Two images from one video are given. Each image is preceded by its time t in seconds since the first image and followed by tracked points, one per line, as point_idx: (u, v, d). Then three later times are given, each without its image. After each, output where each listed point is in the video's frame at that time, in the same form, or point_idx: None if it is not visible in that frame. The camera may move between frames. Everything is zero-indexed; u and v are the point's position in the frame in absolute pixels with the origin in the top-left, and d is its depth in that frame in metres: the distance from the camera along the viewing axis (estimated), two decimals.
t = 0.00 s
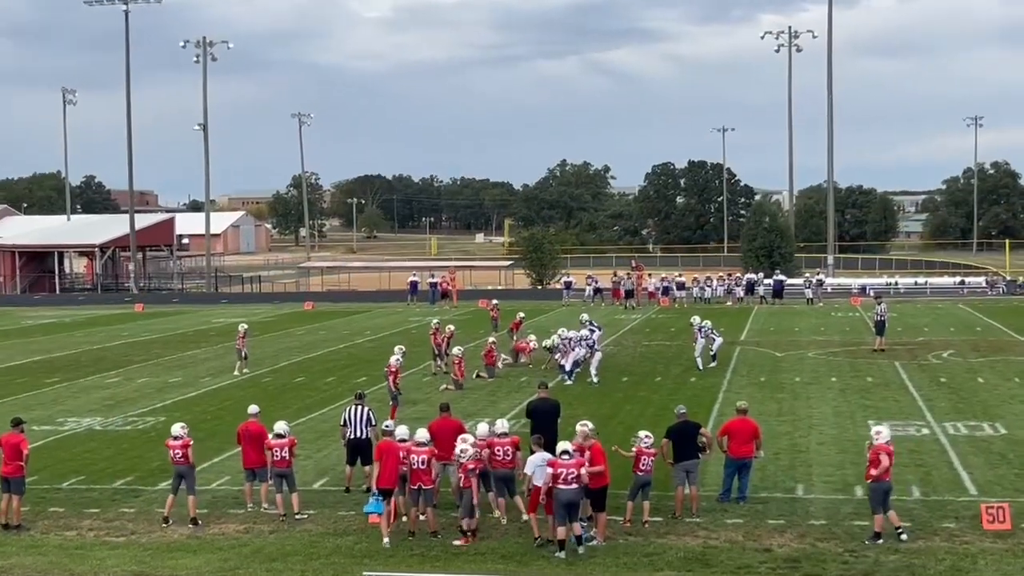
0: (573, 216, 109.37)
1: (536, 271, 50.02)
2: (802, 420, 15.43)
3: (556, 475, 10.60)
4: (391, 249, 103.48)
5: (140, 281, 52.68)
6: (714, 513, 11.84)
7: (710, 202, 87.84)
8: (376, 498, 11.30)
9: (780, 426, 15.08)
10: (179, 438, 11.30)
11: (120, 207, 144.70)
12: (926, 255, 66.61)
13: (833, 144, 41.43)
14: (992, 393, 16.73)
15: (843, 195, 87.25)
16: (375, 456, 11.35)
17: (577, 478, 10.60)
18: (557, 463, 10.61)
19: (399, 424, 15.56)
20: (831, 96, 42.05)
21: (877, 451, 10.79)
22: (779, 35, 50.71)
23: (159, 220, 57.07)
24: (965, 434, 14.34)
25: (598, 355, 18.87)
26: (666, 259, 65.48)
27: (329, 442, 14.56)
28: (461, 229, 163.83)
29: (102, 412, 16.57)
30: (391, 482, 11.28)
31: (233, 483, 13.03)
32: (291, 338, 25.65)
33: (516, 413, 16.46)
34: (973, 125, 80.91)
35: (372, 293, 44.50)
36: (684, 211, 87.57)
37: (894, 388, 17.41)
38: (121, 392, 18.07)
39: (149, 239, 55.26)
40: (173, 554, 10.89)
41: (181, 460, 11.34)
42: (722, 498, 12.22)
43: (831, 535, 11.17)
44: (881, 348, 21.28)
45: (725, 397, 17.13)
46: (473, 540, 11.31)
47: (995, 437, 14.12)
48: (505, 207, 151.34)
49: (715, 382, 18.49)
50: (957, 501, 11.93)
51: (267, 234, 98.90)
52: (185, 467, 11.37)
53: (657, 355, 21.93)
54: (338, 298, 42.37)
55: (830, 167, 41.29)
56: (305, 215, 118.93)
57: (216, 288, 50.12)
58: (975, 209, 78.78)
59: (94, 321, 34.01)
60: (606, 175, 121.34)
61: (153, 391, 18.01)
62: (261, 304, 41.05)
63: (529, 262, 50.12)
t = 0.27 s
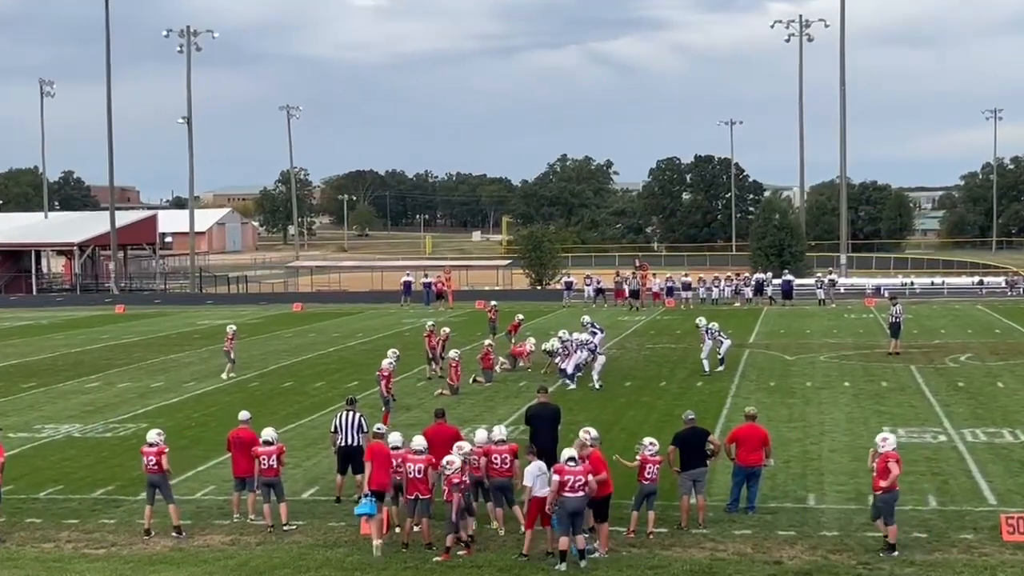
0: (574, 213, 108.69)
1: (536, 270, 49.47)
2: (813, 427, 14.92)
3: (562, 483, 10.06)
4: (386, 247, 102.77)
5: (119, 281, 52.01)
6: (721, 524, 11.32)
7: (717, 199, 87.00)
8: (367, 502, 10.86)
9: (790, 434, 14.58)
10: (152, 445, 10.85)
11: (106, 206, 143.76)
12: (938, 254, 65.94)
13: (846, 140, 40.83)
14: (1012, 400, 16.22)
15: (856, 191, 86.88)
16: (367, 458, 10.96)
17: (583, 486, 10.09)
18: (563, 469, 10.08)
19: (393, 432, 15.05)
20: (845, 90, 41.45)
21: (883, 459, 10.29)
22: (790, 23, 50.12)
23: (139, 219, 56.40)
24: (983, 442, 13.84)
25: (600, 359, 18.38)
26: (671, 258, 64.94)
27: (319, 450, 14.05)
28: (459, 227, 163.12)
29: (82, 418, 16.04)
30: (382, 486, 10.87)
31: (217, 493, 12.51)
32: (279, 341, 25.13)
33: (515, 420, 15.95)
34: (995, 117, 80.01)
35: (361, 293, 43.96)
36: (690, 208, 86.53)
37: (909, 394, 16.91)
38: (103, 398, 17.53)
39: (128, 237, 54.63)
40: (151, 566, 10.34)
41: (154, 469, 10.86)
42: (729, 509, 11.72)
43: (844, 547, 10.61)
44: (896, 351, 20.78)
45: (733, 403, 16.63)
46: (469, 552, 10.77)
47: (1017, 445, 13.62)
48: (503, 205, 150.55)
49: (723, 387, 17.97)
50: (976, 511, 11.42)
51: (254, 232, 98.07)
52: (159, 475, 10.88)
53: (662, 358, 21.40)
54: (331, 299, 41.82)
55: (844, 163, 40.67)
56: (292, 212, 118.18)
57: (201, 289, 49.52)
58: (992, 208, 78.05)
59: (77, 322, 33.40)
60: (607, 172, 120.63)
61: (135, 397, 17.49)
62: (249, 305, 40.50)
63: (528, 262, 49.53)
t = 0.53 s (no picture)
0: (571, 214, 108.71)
1: (533, 271, 49.48)
2: (810, 428, 14.94)
3: (564, 483, 10.07)
4: (383, 248, 102.83)
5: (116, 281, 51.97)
6: (718, 525, 11.33)
7: (715, 200, 87.08)
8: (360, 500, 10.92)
9: (788, 435, 14.59)
10: (145, 445, 10.86)
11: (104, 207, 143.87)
12: (936, 255, 65.96)
13: (843, 140, 40.85)
14: (1010, 401, 16.24)
15: (854, 192, 86.88)
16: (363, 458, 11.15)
17: (585, 486, 10.10)
18: (566, 470, 10.09)
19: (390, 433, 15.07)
20: (842, 91, 41.45)
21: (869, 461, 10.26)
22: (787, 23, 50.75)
23: (138, 220, 56.42)
24: (981, 443, 13.86)
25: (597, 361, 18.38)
26: (668, 259, 64.99)
27: (316, 451, 14.06)
28: (456, 228, 163.22)
29: (79, 420, 16.03)
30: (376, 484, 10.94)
31: (214, 494, 12.51)
32: (275, 342, 25.14)
33: (512, 421, 15.97)
34: (994, 117, 79.93)
35: (358, 294, 44.01)
36: (688, 209, 86.60)
37: (906, 395, 16.93)
38: (100, 399, 17.52)
39: (126, 238, 54.63)
40: (148, 567, 10.33)
41: (146, 469, 10.89)
42: (726, 511, 11.72)
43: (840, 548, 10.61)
44: (893, 352, 20.82)
45: (731, 404, 16.65)
46: (466, 554, 10.76)
47: (1013, 446, 13.63)
48: (500, 205, 150.65)
49: (720, 388, 17.99)
50: (973, 512, 11.43)
51: (253, 234, 97.94)
52: (151, 476, 10.90)
53: (659, 359, 21.42)
54: (328, 300, 41.83)
55: (841, 163, 40.73)
56: (291, 213, 118.29)
57: (197, 291, 49.57)
58: (991, 209, 78.04)
59: (73, 323, 33.40)
60: (605, 173, 120.69)
61: (132, 398, 17.51)
62: (245, 306, 40.52)
63: (525, 262, 49.55)
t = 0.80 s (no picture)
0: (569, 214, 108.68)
1: (531, 272, 49.49)
2: (808, 428, 14.96)
3: (565, 483, 10.08)
4: (381, 249, 102.81)
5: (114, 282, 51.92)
6: (716, 525, 11.34)
7: (712, 201, 87.10)
8: (351, 501, 10.90)
9: (786, 436, 14.61)
10: (141, 446, 10.86)
11: (101, 207, 143.81)
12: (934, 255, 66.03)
13: (840, 140, 40.89)
14: (1008, 402, 16.25)
15: (851, 193, 86.86)
16: (355, 457, 11.13)
17: (585, 487, 10.11)
18: (566, 470, 10.10)
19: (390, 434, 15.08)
20: (839, 91, 41.44)
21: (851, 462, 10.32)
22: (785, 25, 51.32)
23: (136, 221, 56.39)
24: (977, 443, 13.88)
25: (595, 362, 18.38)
26: (666, 260, 65.03)
27: (314, 452, 14.07)
28: (454, 229, 163.22)
29: (76, 420, 16.04)
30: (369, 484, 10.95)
31: (212, 495, 12.51)
32: (272, 343, 25.13)
33: (510, 421, 15.98)
34: (990, 118, 80.09)
35: (356, 295, 44.03)
36: (685, 210, 86.70)
37: (903, 395, 16.96)
38: (98, 400, 17.53)
39: (124, 239, 54.58)
40: (146, 568, 10.32)
41: (142, 470, 10.89)
42: (723, 512, 11.73)
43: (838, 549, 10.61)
44: (890, 353, 20.83)
45: (729, 405, 16.68)
46: (465, 555, 10.75)
47: (1011, 446, 13.64)
48: (498, 206, 150.66)
49: (718, 388, 18.02)
50: (971, 513, 11.44)
51: (250, 235, 97.75)
52: (148, 476, 10.90)
53: (658, 360, 21.45)
54: (326, 301, 41.81)
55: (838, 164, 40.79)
56: (289, 214, 118.26)
57: (194, 292, 49.55)
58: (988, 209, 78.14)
59: (70, 324, 33.40)
60: (602, 173, 120.70)
61: (130, 399, 17.51)
62: (242, 307, 40.51)
63: (523, 263, 49.57)
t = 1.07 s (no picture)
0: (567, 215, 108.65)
1: (530, 272, 49.47)
2: (806, 428, 14.98)
3: (560, 483, 10.07)
4: (379, 248, 102.94)
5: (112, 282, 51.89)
6: (715, 525, 11.34)
7: (711, 201, 87.06)
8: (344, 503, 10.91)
9: (784, 436, 14.63)
10: (140, 446, 10.87)
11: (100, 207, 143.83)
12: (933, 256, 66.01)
13: (838, 141, 40.88)
14: (1006, 402, 16.25)
15: (849, 193, 86.76)
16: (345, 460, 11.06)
17: (581, 487, 10.10)
18: (562, 471, 10.10)
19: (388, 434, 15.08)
20: (837, 91, 41.38)
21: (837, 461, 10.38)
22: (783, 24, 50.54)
23: (134, 220, 56.40)
24: (976, 443, 13.86)
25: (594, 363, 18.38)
26: (665, 261, 65.04)
27: (313, 452, 14.07)
28: (453, 229, 163.18)
29: (75, 420, 16.04)
30: (363, 486, 10.99)
31: (211, 495, 12.51)
32: (270, 343, 25.12)
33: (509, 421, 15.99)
34: (989, 119, 80.19)
35: (354, 294, 44.04)
36: (684, 210, 86.75)
37: (901, 395, 16.96)
38: (97, 400, 17.53)
39: (122, 239, 54.56)
40: (145, 567, 10.31)
41: (141, 470, 10.89)
42: (722, 512, 11.74)
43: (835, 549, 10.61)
44: (889, 353, 20.84)
45: (727, 405, 16.69)
46: (464, 555, 10.76)
47: (1009, 446, 13.63)
48: (496, 206, 150.61)
49: (717, 388, 18.04)
50: (970, 513, 11.44)
51: (249, 235, 97.82)
52: (147, 476, 10.90)
53: (656, 360, 21.44)
54: (323, 301, 41.80)
55: (836, 165, 40.81)
56: (286, 215, 118.31)
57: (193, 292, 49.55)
58: (986, 210, 78.10)
59: (69, 325, 33.44)
60: (601, 173, 120.68)
61: (128, 399, 17.51)
62: (240, 307, 40.48)
63: (521, 263, 49.58)
